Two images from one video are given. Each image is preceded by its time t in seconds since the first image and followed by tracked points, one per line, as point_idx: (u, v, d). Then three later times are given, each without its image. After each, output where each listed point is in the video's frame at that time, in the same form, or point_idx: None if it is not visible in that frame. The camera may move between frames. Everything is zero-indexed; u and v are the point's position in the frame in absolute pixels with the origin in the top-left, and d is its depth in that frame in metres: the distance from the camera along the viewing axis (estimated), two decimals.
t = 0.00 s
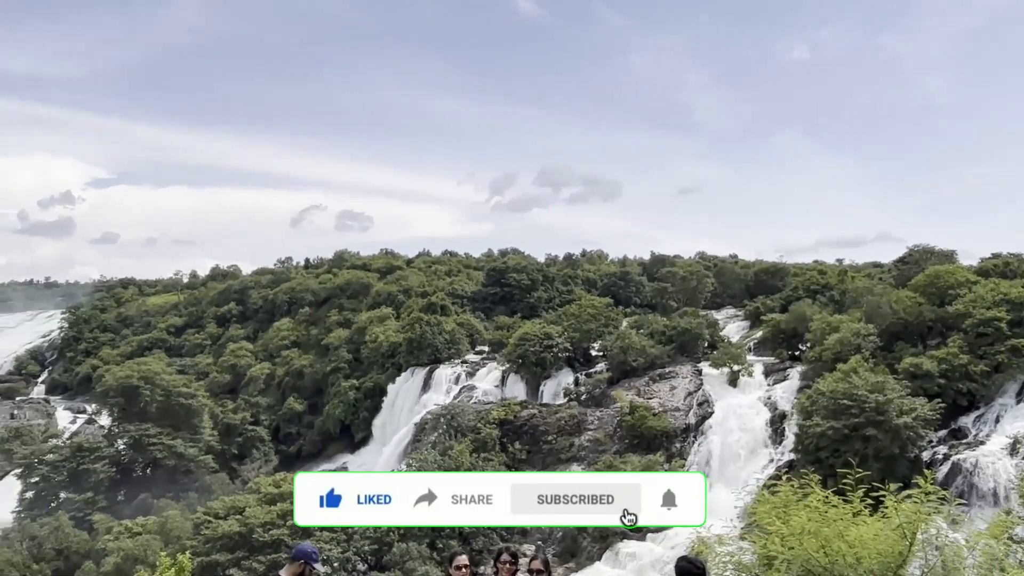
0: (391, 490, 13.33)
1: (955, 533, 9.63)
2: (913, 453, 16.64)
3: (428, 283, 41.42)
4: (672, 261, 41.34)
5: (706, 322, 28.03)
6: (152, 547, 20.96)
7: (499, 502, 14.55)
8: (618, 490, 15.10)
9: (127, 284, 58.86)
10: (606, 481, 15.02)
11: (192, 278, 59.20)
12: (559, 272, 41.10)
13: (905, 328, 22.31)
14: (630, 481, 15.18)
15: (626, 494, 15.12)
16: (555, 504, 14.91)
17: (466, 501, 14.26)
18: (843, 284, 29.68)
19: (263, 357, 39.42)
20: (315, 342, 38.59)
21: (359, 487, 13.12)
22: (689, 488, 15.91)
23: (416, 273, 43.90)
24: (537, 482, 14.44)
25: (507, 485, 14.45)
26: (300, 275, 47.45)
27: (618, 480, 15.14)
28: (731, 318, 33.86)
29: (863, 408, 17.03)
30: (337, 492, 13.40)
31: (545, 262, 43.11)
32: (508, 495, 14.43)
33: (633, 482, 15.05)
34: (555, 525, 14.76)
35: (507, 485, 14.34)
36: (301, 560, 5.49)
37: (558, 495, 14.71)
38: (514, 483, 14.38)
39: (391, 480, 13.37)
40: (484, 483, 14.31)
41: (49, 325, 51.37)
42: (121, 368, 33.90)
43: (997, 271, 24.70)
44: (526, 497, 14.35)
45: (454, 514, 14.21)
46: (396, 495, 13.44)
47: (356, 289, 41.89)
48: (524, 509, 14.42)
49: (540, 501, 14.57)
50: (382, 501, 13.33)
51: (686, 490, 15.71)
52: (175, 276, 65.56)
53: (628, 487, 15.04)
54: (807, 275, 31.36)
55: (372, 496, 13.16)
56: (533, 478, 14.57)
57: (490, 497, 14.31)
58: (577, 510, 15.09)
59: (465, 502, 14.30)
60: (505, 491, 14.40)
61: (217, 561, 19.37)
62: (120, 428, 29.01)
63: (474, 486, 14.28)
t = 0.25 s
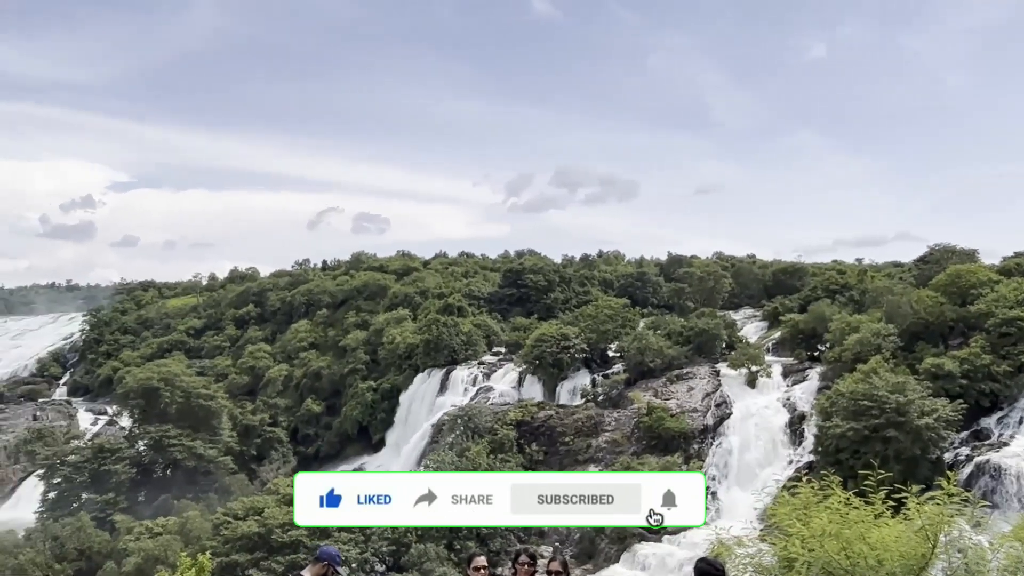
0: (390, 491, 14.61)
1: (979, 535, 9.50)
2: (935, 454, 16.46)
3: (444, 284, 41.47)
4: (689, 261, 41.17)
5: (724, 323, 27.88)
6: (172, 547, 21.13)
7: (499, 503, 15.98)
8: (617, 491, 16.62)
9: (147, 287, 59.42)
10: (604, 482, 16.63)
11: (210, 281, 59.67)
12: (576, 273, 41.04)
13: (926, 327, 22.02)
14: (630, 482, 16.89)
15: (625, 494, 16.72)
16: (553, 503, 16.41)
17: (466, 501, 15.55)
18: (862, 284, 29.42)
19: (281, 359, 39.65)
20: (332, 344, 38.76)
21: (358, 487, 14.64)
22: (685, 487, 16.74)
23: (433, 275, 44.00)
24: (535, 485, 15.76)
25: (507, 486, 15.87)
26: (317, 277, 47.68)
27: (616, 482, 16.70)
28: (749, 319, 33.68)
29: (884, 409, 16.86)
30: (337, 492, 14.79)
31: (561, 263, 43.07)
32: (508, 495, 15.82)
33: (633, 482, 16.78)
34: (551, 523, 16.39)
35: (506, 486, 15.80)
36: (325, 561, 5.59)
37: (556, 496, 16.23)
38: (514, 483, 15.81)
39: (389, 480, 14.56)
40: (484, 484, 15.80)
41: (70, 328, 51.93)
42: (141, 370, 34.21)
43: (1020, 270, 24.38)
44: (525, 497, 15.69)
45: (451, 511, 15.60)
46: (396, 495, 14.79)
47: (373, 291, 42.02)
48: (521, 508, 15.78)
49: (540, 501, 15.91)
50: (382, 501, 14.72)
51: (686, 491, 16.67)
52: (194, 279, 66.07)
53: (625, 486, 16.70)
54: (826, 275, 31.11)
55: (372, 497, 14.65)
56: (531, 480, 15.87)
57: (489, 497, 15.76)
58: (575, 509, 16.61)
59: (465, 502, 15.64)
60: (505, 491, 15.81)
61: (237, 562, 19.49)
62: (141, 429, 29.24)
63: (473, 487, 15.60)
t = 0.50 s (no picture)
0: (391, 490, 13.33)
1: (1001, 539, 9.36)
2: (956, 457, 16.31)
3: (460, 286, 41.54)
4: (706, 262, 40.98)
5: (741, 324, 27.73)
6: (191, 547, 21.28)
7: (499, 502, 14.20)
8: (617, 490, 13.96)
9: (166, 289, 59.92)
10: (603, 480, 14.01)
11: (228, 283, 60.09)
12: (592, 274, 40.96)
13: (946, 328, 21.81)
14: (629, 481, 14.05)
15: (625, 495, 13.93)
16: (554, 503, 14.34)
17: (466, 501, 13.78)
18: (881, 285, 29.18)
19: (299, 360, 39.87)
20: (349, 346, 38.91)
21: (358, 488, 13.33)
22: (687, 488, 15.13)
23: (449, 276, 44.08)
24: (537, 482, 14.03)
25: (507, 485, 14.02)
26: (334, 279, 47.91)
27: (615, 480, 14.04)
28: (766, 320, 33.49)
29: (904, 410, 16.69)
30: (336, 492, 13.54)
31: (577, 264, 43.02)
32: (508, 495, 14.02)
33: (631, 483, 13.91)
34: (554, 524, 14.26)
35: (506, 486, 13.95)
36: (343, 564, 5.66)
37: (558, 494, 14.19)
38: (514, 482, 13.93)
39: (390, 480, 13.37)
40: (483, 483, 13.90)
41: (90, 330, 52.48)
42: (160, 372, 34.51)
43: None
44: (525, 497, 13.91)
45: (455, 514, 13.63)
46: (396, 495, 13.33)
47: (389, 293, 42.14)
48: (523, 509, 14.00)
49: (540, 501, 14.10)
50: (382, 501, 13.36)
51: (688, 490, 14.92)
52: (212, 281, 66.59)
53: (625, 487, 13.90)
54: (844, 275, 30.89)
55: (372, 496, 13.34)
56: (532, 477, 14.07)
57: (490, 496, 13.93)
58: (578, 510, 14.30)
59: (465, 502, 13.84)
60: (505, 491, 14.00)
61: (255, 562, 19.60)
62: (160, 431, 29.47)
63: (473, 486, 13.80)
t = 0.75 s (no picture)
0: (391, 490, 13.38)
1: None
2: (982, 460, 16.07)
3: (480, 288, 41.59)
4: (726, 263, 40.72)
5: (762, 326, 27.54)
6: (214, 548, 21.46)
7: (499, 502, 14.44)
8: (618, 490, 14.63)
9: (189, 292, 60.52)
10: (603, 480, 14.57)
11: (250, 286, 60.58)
12: (611, 276, 40.85)
13: (972, 329, 21.51)
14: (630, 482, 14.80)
15: (625, 495, 14.68)
16: (553, 504, 14.80)
17: (466, 501, 13.92)
18: (905, 286, 28.84)
19: (319, 362, 40.11)
20: (369, 348, 39.08)
21: (358, 488, 13.47)
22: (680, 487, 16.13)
23: (468, 278, 44.16)
24: (538, 482, 14.37)
25: (507, 485, 14.32)
26: (354, 282, 48.15)
27: (617, 480, 14.73)
28: (788, 321, 33.23)
29: (928, 413, 16.47)
30: (337, 491, 13.78)
31: (596, 266, 42.91)
32: (508, 495, 14.31)
33: (632, 484, 14.69)
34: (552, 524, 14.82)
35: (507, 486, 14.24)
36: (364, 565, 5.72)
37: (558, 495, 14.64)
38: (514, 482, 14.26)
39: (390, 480, 13.43)
40: (485, 483, 14.14)
41: (115, 332, 53.10)
42: (182, 374, 34.85)
43: None
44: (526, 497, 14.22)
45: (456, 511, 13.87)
46: (396, 495, 13.41)
47: (409, 295, 42.25)
48: (522, 509, 14.31)
49: (540, 501, 14.45)
50: (382, 501, 13.41)
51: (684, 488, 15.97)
52: (234, 284, 67.15)
53: (627, 487, 14.68)
54: (867, 277, 30.58)
55: (372, 496, 13.40)
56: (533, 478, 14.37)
57: (490, 496, 14.16)
58: (576, 510, 14.77)
59: (465, 502, 13.97)
60: (505, 491, 14.28)
61: (276, 563, 19.74)
62: (183, 433, 29.76)
63: (474, 486, 13.97)
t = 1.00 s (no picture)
0: (391, 490, 14.04)
1: None
2: (1006, 464, 15.84)
3: (497, 290, 41.63)
4: (745, 265, 40.47)
5: (781, 328, 27.37)
6: (234, 549, 21.60)
7: (499, 502, 15.17)
8: (618, 491, 15.21)
9: (209, 294, 61.07)
10: (604, 481, 15.25)
11: (269, 288, 61.00)
12: (629, 278, 40.73)
13: (996, 331, 21.21)
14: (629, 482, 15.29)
15: (625, 495, 15.20)
16: (553, 503, 15.69)
17: (466, 501, 14.52)
18: (927, 287, 28.53)
19: (338, 364, 40.31)
20: (387, 350, 39.20)
21: (359, 488, 14.08)
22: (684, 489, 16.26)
23: (486, 280, 44.20)
24: (538, 483, 15.14)
25: (508, 485, 15.05)
26: (372, 284, 48.34)
27: (617, 481, 15.28)
28: (808, 323, 32.98)
29: (951, 416, 16.28)
30: (337, 492, 14.44)
31: (614, 268, 42.81)
32: (509, 495, 15.09)
33: (631, 484, 15.11)
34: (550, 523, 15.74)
35: (507, 486, 14.95)
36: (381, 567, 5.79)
37: (558, 495, 15.45)
38: (514, 483, 15.02)
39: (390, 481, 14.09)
40: (484, 483, 14.79)
41: (136, 334, 53.65)
42: (203, 376, 35.16)
43: None
44: (526, 497, 15.09)
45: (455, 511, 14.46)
46: (396, 495, 14.07)
47: (427, 297, 42.34)
48: (522, 508, 15.25)
49: (540, 501, 15.36)
50: (382, 501, 14.03)
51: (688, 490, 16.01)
52: (254, 286, 67.62)
53: (626, 488, 15.17)
54: (889, 278, 30.28)
55: (372, 496, 14.02)
56: (533, 479, 15.23)
57: (490, 497, 14.83)
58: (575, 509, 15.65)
59: (465, 502, 14.60)
60: (506, 491, 15.00)
61: (296, 564, 19.86)
62: (203, 434, 29.99)
63: (475, 487, 14.62)
